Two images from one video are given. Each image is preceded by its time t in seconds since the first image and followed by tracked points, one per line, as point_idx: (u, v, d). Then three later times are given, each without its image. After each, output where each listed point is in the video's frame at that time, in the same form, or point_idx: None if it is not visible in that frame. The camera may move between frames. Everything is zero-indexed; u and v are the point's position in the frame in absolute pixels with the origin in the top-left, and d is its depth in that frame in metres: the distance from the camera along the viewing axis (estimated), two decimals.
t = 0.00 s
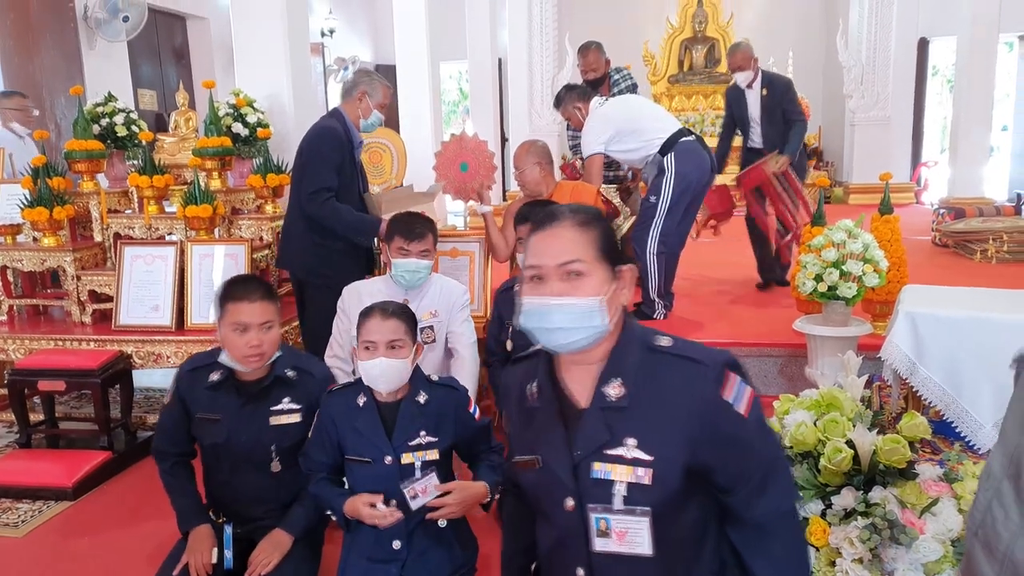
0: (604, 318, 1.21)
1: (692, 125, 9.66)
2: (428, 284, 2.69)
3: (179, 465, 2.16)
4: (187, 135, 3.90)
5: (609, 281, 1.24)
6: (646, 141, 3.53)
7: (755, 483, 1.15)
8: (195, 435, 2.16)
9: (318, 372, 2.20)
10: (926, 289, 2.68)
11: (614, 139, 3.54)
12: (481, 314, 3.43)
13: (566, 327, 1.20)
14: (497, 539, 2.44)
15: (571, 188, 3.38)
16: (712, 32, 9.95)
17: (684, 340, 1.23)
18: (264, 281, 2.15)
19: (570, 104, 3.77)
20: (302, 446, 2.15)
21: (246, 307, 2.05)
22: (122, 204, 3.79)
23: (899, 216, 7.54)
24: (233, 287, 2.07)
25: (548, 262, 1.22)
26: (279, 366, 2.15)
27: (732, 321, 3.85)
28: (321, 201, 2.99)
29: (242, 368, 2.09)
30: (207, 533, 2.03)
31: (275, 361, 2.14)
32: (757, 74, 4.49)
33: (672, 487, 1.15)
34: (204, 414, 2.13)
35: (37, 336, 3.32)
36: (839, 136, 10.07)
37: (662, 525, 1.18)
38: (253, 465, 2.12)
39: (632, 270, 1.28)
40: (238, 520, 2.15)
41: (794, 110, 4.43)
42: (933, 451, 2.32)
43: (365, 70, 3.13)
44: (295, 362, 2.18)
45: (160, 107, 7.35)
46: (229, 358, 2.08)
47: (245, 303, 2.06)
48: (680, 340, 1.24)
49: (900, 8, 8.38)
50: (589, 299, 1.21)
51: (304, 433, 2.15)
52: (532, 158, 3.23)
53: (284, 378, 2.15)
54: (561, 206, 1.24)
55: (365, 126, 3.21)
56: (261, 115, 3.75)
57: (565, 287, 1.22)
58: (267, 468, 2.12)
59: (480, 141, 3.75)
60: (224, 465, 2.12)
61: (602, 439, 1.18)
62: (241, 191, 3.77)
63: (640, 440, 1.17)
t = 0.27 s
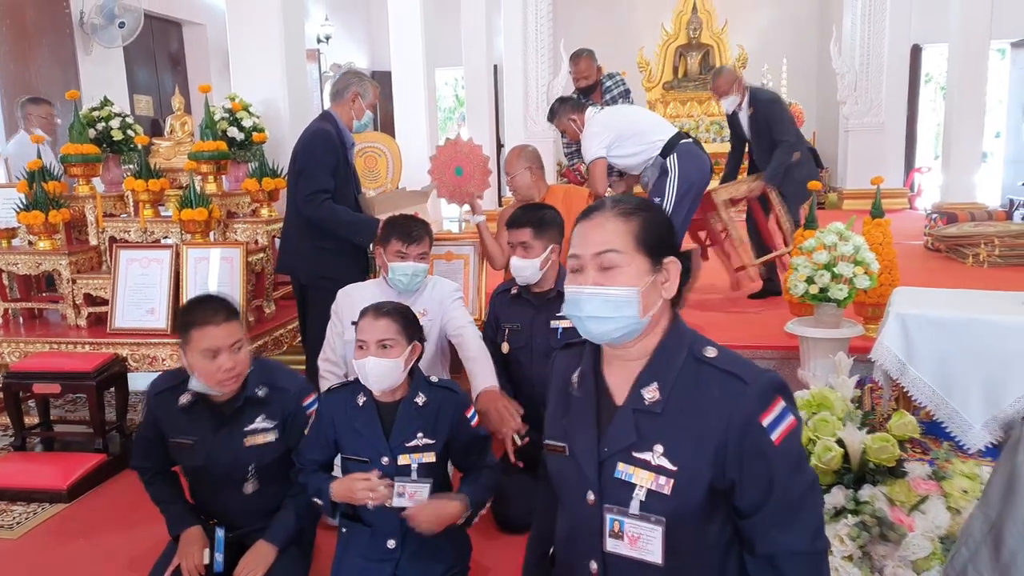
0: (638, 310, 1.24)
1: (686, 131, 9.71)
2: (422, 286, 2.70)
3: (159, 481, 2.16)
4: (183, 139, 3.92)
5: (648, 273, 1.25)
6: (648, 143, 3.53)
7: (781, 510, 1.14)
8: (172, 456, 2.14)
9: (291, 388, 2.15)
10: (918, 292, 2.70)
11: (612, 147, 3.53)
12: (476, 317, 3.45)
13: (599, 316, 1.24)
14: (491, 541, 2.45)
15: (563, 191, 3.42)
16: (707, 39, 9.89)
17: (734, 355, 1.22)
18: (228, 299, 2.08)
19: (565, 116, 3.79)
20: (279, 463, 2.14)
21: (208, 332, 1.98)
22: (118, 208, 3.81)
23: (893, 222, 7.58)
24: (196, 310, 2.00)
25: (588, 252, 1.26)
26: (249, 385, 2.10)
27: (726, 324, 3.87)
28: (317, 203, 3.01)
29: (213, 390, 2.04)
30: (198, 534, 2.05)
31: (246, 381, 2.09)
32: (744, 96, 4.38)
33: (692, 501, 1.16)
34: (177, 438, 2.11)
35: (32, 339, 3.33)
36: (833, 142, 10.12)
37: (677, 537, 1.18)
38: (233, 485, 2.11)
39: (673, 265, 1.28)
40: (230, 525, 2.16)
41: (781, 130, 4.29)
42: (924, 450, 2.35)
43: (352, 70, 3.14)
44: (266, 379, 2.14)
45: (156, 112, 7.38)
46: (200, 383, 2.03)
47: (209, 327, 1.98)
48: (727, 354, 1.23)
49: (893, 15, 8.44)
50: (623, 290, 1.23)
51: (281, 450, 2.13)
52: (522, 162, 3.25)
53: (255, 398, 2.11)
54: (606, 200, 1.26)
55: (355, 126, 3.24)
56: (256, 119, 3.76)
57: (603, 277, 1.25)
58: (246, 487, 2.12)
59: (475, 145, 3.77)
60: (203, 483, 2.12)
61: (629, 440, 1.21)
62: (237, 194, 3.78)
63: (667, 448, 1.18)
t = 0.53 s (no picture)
0: (557, 312, 1.19)
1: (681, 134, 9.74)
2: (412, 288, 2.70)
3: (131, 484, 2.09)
4: (177, 140, 3.94)
5: (567, 277, 1.14)
6: (646, 144, 3.56)
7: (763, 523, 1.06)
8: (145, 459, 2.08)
9: (266, 390, 2.05)
10: (909, 292, 2.71)
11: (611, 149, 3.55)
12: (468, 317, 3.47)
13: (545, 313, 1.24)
14: (483, 538, 2.47)
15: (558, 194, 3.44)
16: (703, 41, 9.88)
17: (719, 358, 1.12)
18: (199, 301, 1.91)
19: (559, 124, 3.74)
20: (258, 464, 2.10)
21: (184, 342, 1.83)
22: (113, 210, 3.84)
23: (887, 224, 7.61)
24: (166, 318, 1.83)
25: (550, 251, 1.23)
26: (224, 390, 1.99)
27: (718, 324, 3.89)
28: (317, 204, 3.04)
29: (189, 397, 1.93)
30: (181, 534, 2.03)
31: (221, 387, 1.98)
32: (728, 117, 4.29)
33: (667, 500, 1.09)
34: (150, 442, 2.04)
35: (27, 339, 3.34)
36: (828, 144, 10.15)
37: (655, 537, 1.11)
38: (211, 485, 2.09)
39: (594, 271, 1.12)
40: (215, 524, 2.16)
41: (759, 148, 4.22)
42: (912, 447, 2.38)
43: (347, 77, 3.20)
44: (240, 381, 2.03)
45: (152, 114, 7.39)
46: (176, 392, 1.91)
47: (181, 339, 1.82)
48: (711, 355, 1.13)
49: (888, 18, 8.47)
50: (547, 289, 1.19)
51: (259, 452, 2.07)
52: (516, 165, 3.27)
53: (230, 401, 2.01)
54: (620, 197, 1.15)
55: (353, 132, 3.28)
56: (250, 120, 3.79)
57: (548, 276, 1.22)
58: (225, 487, 2.09)
59: (468, 147, 3.79)
60: (180, 484, 2.08)
61: (606, 437, 1.13)
62: (231, 195, 3.81)
63: (643, 448, 1.10)
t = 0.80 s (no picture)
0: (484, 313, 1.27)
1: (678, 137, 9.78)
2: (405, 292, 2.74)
3: (114, 464, 2.04)
4: (175, 142, 3.98)
5: (489, 284, 1.23)
6: (644, 145, 3.61)
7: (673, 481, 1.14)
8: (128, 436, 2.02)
9: (252, 364, 2.05)
10: (895, 292, 2.77)
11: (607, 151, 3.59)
12: (463, 317, 3.52)
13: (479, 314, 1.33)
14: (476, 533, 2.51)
15: (554, 197, 3.49)
16: (698, 44, 9.99)
17: (623, 344, 1.20)
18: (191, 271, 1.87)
19: (556, 126, 3.85)
20: (243, 441, 2.08)
21: (181, 311, 1.79)
22: (112, 211, 3.88)
23: (881, 225, 7.66)
24: (162, 289, 1.79)
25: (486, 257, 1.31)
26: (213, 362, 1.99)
27: (710, 323, 3.94)
28: (338, 211, 3.15)
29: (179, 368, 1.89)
30: (156, 533, 1.99)
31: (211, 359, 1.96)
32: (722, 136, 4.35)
33: (579, 469, 1.15)
34: (132, 418, 1.98)
35: (27, 339, 3.37)
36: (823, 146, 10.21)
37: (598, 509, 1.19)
38: (196, 465, 2.05)
39: (508, 281, 1.20)
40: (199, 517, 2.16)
41: (748, 164, 4.25)
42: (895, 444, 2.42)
43: (348, 89, 3.28)
44: (227, 354, 2.04)
45: (150, 117, 7.43)
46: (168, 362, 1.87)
47: (178, 308, 1.79)
48: (620, 344, 1.20)
49: (882, 21, 8.52)
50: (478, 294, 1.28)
51: (244, 427, 2.06)
52: (519, 168, 3.27)
53: (219, 375, 2.00)
54: (544, 212, 1.22)
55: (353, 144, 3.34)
56: (248, 123, 3.82)
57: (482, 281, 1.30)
58: (208, 466, 2.06)
59: (463, 149, 3.84)
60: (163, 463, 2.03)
61: (528, 417, 1.21)
62: (229, 197, 3.85)
63: (557, 423, 1.17)
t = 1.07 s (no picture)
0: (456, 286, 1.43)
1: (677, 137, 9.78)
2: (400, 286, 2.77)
3: (105, 431, 2.08)
4: (173, 142, 4.00)
5: (461, 259, 1.39)
6: (650, 142, 3.61)
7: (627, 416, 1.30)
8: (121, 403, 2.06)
9: (252, 338, 2.09)
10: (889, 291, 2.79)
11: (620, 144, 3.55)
12: (460, 315, 3.55)
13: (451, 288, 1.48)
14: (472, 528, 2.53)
15: (554, 197, 3.50)
16: (696, 45, 10.00)
17: (574, 297, 1.39)
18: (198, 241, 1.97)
19: (560, 133, 3.63)
20: (234, 415, 2.09)
21: (186, 272, 1.87)
22: (112, 210, 3.89)
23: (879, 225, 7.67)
24: (167, 252, 1.87)
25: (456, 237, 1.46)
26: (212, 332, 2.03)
27: (706, 322, 3.96)
28: (356, 213, 3.30)
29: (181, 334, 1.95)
30: (138, 510, 2.04)
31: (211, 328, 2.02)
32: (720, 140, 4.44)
33: (545, 410, 1.34)
34: (127, 381, 2.02)
35: (26, 337, 3.39)
36: (822, 146, 10.22)
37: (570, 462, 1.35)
38: (183, 438, 2.06)
39: (476, 255, 1.36)
40: (183, 512, 2.15)
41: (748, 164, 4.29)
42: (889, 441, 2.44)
43: (349, 96, 3.50)
44: (228, 327, 2.08)
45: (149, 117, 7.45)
46: (170, 327, 1.92)
47: (184, 271, 1.87)
48: (570, 297, 1.39)
49: (880, 21, 8.53)
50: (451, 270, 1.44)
51: (236, 401, 2.08)
52: (522, 168, 3.32)
53: (217, 344, 2.05)
54: (510, 195, 1.37)
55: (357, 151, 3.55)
56: (246, 122, 3.84)
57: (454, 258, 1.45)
58: (196, 439, 2.06)
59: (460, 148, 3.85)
60: (151, 435, 2.05)
61: (499, 372, 1.39)
62: (227, 196, 3.87)
63: (523, 374, 1.35)
